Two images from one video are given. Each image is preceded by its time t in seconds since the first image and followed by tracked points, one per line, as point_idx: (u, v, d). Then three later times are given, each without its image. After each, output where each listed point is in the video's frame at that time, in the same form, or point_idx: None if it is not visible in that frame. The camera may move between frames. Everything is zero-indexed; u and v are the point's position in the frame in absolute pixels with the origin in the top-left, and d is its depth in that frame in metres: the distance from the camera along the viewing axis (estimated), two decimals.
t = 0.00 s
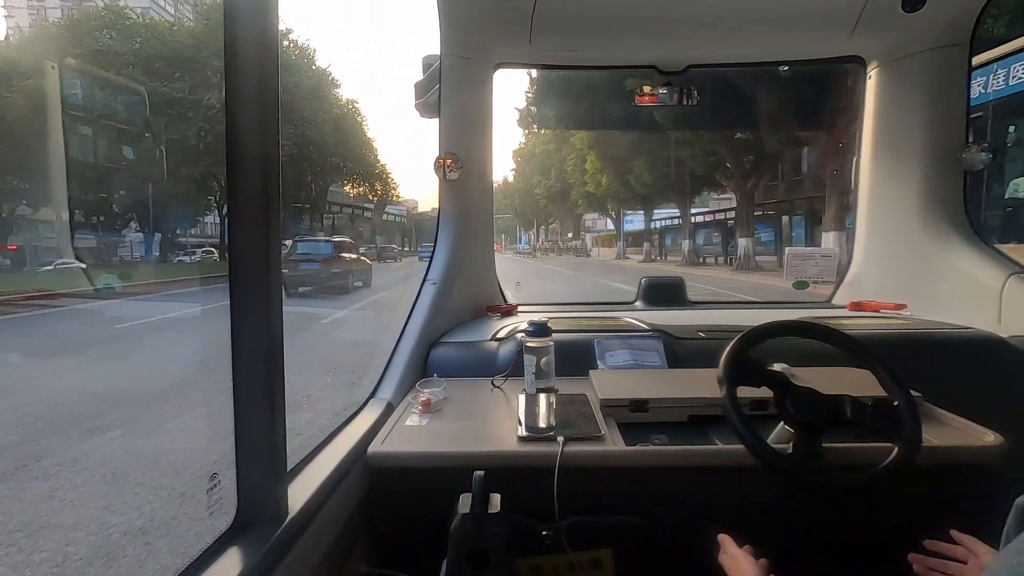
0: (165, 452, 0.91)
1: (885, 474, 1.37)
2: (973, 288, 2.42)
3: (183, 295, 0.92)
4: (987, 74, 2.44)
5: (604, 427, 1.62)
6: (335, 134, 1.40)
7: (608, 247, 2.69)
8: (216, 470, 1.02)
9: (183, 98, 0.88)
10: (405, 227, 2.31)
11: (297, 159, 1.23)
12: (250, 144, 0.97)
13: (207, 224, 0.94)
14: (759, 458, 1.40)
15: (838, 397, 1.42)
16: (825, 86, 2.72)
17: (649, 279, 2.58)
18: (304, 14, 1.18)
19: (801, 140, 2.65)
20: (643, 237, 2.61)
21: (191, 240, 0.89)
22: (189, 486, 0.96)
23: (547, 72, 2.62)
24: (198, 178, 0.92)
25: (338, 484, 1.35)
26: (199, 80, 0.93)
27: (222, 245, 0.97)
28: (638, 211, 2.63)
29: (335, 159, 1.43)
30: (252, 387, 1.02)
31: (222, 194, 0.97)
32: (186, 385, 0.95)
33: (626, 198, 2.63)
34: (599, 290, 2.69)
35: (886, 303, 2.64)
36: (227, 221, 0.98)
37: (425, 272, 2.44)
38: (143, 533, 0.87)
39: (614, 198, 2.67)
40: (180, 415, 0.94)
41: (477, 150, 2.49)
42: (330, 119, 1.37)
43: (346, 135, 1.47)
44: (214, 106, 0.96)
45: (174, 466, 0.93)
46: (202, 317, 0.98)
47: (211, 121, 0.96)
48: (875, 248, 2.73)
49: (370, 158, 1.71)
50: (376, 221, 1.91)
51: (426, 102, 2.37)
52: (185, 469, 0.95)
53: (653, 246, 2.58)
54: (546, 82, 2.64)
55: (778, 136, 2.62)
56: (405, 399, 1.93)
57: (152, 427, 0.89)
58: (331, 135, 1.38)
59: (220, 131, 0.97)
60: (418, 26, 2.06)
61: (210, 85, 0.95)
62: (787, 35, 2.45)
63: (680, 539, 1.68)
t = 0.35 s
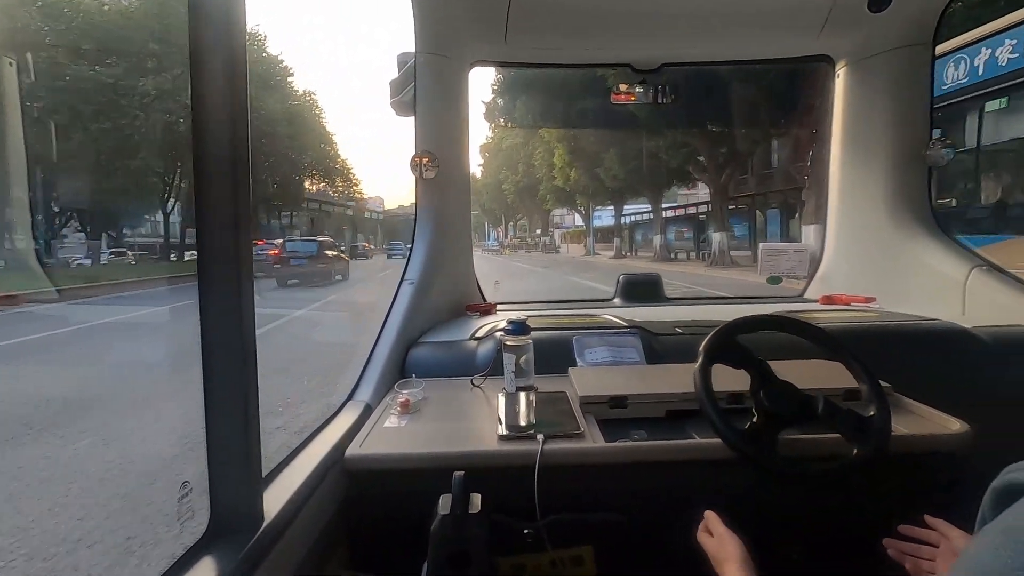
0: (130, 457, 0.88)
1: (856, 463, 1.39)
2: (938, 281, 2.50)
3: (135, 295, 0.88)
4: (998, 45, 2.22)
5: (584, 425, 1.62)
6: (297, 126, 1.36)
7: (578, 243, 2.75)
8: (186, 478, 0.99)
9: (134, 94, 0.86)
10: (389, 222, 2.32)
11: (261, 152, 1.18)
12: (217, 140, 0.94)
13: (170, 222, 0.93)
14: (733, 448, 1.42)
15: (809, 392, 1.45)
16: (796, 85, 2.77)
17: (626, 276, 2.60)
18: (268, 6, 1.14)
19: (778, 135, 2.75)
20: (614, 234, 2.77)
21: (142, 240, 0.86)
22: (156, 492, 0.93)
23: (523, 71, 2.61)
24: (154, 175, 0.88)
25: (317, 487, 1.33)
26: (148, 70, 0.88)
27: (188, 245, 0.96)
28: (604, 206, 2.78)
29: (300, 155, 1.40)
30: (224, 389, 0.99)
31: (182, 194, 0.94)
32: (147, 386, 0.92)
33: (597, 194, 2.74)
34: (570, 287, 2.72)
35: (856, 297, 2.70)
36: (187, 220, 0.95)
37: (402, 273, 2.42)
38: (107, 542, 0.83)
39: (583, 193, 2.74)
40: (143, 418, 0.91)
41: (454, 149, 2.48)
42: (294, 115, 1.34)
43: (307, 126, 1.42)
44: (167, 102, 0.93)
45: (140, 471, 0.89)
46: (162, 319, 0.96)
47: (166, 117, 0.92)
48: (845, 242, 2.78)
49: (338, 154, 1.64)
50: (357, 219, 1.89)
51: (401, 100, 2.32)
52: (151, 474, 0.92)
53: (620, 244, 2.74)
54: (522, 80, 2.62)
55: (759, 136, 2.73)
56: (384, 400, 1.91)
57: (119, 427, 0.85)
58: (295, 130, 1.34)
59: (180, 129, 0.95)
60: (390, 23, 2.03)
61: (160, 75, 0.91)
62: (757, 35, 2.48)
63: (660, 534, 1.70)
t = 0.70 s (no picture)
0: (71, 481, 0.78)
1: (814, 455, 1.42)
2: (893, 278, 2.57)
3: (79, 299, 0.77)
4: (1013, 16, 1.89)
5: (556, 420, 1.63)
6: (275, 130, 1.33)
7: (533, 244, 2.75)
8: (151, 479, 0.96)
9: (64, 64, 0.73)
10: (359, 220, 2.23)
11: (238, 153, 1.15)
12: (183, 132, 0.92)
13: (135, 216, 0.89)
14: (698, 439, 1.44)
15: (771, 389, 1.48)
16: (761, 86, 2.82)
17: (595, 273, 2.62)
18: (250, 4, 1.11)
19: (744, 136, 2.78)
20: (571, 234, 2.66)
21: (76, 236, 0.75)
22: (104, 508, 0.85)
23: (495, 66, 2.60)
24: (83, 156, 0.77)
25: (286, 487, 1.31)
26: (111, 52, 0.83)
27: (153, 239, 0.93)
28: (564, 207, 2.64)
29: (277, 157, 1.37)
30: (190, 386, 0.97)
31: (146, 185, 0.91)
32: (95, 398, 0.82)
33: (554, 196, 2.64)
34: (536, 285, 2.71)
35: (816, 294, 2.76)
36: (153, 213, 0.92)
37: (373, 268, 2.39)
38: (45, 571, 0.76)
39: (541, 193, 2.67)
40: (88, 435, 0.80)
41: (425, 144, 2.45)
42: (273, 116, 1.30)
43: (292, 131, 1.39)
44: (134, 85, 0.88)
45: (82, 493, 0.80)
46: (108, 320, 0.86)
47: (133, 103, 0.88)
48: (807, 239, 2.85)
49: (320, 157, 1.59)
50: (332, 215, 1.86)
51: (371, 94, 2.27)
52: (96, 492, 0.83)
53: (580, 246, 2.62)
54: (494, 75, 2.61)
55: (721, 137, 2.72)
56: (354, 398, 1.89)
57: (61, 455, 0.75)
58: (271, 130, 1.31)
59: (145, 115, 0.90)
60: (362, 16, 2.00)
61: (126, 58, 0.86)
62: (725, 36, 2.52)
63: (631, 526, 1.72)
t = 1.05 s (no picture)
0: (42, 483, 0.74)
1: (810, 446, 1.41)
2: (887, 270, 2.57)
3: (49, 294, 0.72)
4: None
5: (549, 412, 1.62)
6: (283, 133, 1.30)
7: (513, 232, 2.58)
8: (137, 472, 0.94)
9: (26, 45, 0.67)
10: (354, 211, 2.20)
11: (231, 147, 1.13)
12: (169, 121, 0.89)
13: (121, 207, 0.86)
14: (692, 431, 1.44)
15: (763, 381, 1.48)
16: (756, 77, 2.81)
17: (591, 264, 2.60)
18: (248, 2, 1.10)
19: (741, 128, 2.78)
20: (554, 223, 2.58)
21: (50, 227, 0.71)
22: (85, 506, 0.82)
23: (489, 54, 2.57)
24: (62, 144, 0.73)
25: (278, 480, 1.30)
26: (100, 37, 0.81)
27: (138, 229, 0.90)
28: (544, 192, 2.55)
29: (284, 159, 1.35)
30: (175, 379, 0.96)
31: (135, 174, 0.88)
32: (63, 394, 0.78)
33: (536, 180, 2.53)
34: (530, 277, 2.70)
35: (810, 286, 2.76)
36: (141, 203, 0.89)
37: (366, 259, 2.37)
38: None
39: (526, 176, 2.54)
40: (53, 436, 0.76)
41: (419, 133, 2.43)
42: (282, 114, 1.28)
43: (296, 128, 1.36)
44: (122, 70, 0.85)
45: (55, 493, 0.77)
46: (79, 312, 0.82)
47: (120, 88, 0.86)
48: (802, 230, 2.85)
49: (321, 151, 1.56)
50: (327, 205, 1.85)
51: (364, 81, 2.23)
52: (71, 492, 0.80)
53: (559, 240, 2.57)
54: (488, 64, 2.58)
55: (712, 129, 2.71)
56: (347, 389, 1.88)
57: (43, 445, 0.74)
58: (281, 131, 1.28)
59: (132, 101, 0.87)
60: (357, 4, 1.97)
61: (115, 42, 0.84)
62: (721, 25, 2.50)
63: (624, 516, 1.73)
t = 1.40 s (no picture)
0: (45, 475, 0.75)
1: (818, 434, 1.40)
2: (894, 257, 2.56)
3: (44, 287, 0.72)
4: None
5: (555, 403, 1.62)
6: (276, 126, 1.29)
7: (502, 229, 2.49)
8: (147, 466, 0.95)
9: None
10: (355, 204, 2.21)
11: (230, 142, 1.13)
12: (172, 117, 0.90)
13: (125, 205, 0.86)
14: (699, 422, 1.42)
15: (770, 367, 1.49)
16: (762, 64, 2.78)
17: (596, 254, 2.61)
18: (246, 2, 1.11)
19: (743, 117, 2.76)
20: (545, 218, 2.42)
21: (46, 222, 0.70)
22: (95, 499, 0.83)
23: (492, 44, 2.55)
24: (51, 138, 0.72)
25: (285, 473, 1.31)
26: (101, 34, 0.81)
27: (144, 226, 0.90)
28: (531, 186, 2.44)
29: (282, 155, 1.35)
30: (182, 374, 0.97)
31: (138, 171, 0.89)
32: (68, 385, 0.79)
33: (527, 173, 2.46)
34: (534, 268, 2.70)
35: (818, 274, 2.75)
36: (144, 200, 0.90)
37: (370, 251, 2.37)
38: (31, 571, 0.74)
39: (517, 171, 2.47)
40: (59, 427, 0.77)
41: (423, 125, 2.42)
42: (275, 108, 1.28)
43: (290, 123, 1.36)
44: (124, 67, 0.85)
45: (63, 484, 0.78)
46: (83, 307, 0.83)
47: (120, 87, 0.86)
48: (809, 219, 2.83)
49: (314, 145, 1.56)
50: (331, 199, 1.86)
51: (367, 74, 2.24)
52: (81, 484, 0.81)
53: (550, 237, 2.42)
54: (491, 54, 2.57)
55: (719, 120, 2.70)
56: (353, 381, 1.89)
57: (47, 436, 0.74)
58: (275, 126, 1.29)
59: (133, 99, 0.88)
60: None
61: (117, 38, 0.84)
62: (726, 12, 2.47)
63: (631, 505, 1.73)
